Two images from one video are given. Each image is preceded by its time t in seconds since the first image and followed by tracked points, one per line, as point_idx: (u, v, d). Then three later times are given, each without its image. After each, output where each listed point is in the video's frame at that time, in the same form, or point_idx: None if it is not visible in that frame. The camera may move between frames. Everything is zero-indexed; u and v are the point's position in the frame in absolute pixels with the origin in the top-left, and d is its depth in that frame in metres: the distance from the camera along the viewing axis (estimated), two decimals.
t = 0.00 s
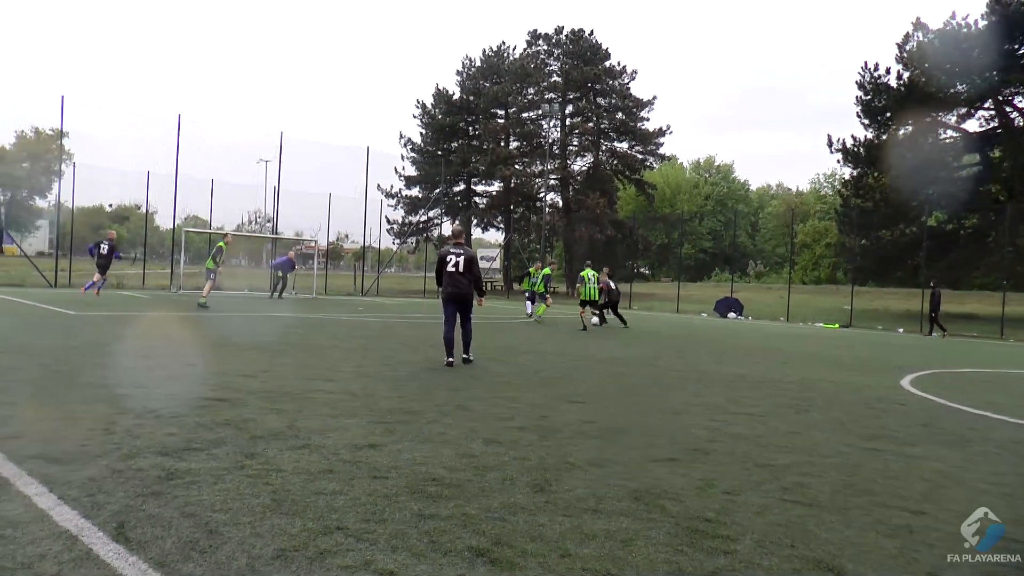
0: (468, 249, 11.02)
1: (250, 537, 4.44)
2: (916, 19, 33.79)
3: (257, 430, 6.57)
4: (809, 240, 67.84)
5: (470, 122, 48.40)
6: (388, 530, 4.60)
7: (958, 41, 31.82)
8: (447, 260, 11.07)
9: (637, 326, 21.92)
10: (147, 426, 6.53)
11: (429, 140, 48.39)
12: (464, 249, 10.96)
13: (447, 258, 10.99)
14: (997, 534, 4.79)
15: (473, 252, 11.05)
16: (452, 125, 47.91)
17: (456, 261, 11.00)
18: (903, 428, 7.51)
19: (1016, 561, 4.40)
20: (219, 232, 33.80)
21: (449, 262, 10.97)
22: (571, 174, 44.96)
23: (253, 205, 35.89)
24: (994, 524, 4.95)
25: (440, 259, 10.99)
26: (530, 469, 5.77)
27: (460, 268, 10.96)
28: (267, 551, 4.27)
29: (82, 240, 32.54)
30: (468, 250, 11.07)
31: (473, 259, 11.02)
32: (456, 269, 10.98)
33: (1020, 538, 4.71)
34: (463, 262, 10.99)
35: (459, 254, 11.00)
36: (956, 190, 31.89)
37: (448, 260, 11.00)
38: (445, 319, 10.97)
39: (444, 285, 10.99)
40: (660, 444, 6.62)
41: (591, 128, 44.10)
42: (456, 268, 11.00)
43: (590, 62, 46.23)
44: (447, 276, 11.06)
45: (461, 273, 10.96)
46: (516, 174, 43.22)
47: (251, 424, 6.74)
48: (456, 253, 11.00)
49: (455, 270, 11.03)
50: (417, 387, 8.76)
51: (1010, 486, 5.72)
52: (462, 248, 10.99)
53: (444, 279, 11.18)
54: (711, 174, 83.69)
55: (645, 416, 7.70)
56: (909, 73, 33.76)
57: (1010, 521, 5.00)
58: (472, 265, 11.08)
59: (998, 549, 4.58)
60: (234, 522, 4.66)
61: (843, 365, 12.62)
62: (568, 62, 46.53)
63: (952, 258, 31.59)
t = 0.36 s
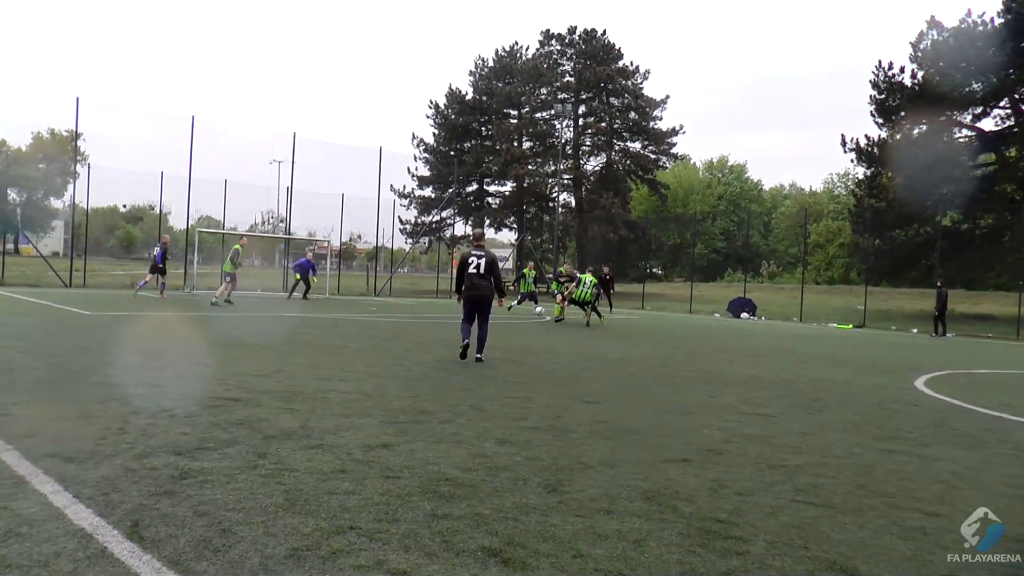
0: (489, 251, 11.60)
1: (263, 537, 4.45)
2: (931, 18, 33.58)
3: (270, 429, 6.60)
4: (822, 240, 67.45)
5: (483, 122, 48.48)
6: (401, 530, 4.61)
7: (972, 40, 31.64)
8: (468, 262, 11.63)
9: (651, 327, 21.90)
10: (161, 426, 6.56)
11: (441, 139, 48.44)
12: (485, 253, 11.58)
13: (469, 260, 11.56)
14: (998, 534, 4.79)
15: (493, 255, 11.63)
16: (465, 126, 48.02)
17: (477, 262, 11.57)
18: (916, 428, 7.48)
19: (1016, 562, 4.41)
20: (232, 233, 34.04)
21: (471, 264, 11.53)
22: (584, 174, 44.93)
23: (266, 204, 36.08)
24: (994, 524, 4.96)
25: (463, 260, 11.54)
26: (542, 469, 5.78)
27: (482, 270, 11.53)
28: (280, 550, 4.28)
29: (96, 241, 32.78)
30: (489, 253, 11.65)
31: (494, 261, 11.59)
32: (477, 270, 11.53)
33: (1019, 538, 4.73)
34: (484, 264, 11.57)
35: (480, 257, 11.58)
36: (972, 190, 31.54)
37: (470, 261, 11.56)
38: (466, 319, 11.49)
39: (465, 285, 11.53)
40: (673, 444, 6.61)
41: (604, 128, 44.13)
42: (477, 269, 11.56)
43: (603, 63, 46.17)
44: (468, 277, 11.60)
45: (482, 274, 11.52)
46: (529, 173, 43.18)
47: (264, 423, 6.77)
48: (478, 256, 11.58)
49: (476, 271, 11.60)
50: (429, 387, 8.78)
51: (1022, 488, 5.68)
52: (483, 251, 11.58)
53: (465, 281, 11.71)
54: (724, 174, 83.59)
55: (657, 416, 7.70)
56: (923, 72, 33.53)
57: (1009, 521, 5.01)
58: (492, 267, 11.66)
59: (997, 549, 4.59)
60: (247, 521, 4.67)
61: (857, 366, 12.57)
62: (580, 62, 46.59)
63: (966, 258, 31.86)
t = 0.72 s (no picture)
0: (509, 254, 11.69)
1: (281, 536, 4.47)
2: (952, 16, 33.20)
3: (288, 429, 6.63)
4: (840, 240, 66.87)
5: (500, 122, 48.49)
6: (419, 530, 4.62)
7: (994, 39, 31.32)
8: (489, 265, 11.70)
9: (669, 327, 21.86)
10: (181, 425, 6.61)
11: (459, 140, 48.56)
12: (506, 254, 11.68)
13: (490, 263, 11.62)
14: (998, 534, 4.78)
15: (514, 258, 11.74)
16: (482, 126, 48.05)
17: (498, 266, 11.65)
18: (936, 430, 7.41)
19: (1017, 562, 4.40)
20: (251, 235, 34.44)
21: (493, 266, 11.61)
22: (601, 173, 44.88)
23: (283, 205, 36.43)
24: (995, 524, 4.94)
25: (484, 262, 11.60)
26: (559, 470, 5.77)
27: (503, 273, 11.62)
28: (297, 549, 4.31)
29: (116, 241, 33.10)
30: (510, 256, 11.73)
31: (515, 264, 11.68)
32: (498, 273, 11.62)
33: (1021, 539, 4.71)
34: (506, 267, 11.66)
35: (501, 259, 11.66)
36: (993, 190, 31.19)
37: (491, 264, 11.63)
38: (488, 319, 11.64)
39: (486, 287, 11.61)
40: (690, 445, 6.58)
41: (621, 127, 44.15)
42: (498, 272, 11.65)
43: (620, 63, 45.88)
44: (488, 279, 11.67)
45: (504, 277, 11.62)
46: (546, 173, 43.16)
47: (282, 423, 6.81)
48: (499, 258, 11.66)
49: (497, 274, 11.67)
50: (447, 387, 8.80)
51: None
52: (504, 253, 11.65)
53: (485, 282, 11.79)
54: (741, 174, 83.30)
55: (675, 416, 7.68)
56: (943, 71, 33.23)
57: (1010, 521, 4.99)
58: (513, 269, 11.78)
59: (998, 549, 4.57)
60: (264, 520, 4.70)
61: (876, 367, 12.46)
62: (598, 62, 45.91)
63: (991, 258, 31.37)
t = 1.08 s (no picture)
0: (529, 253, 12.13)
1: (301, 535, 4.50)
2: (975, 13, 32.74)
3: (309, 429, 6.67)
4: (861, 240, 66.18)
5: (520, 123, 48.35)
6: (439, 531, 4.62)
7: (1018, 36, 30.83)
8: (510, 263, 12.15)
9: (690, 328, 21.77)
10: (202, 425, 6.65)
11: (478, 141, 47.99)
12: (524, 254, 12.01)
13: (511, 261, 12.07)
14: (998, 534, 4.78)
15: (534, 257, 12.19)
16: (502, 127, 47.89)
17: (518, 264, 12.09)
18: (958, 432, 7.34)
19: (1016, 562, 4.39)
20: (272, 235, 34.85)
21: (513, 265, 12.04)
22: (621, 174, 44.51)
23: (303, 207, 35.93)
24: (994, 524, 4.94)
25: (504, 261, 12.05)
26: (579, 471, 5.76)
27: (523, 271, 12.06)
28: (317, 549, 4.32)
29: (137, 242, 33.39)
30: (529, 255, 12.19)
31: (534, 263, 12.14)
32: (518, 271, 12.06)
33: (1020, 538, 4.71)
34: (525, 266, 12.10)
35: (521, 258, 12.10)
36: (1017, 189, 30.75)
37: (511, 263, 12.08)
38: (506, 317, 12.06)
39: (507, 285, 12.05)
40: (711, 446, 6.55)
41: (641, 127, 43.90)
42: (518, 270, 12.08)
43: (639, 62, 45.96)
44: (509, 277, 12.11)
45: (524, 276, 12.06)
46: (565, 174, 42.87)
47: (303, 423, 6.84)
48: (519, 257, 12.11)
49: (517, 273, 12.11)
50: (466, 387, 8.82)
51: None
52: (524, 252, 12.09)
53: (505, 281, 12.23)
54: (762, 174, 83.00)
55: (696, 418, 7.64)
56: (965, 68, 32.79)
57: (1011, 521, 4.99)
58: (532, 269, 12.21)
59: (998, 549, 4.57)
60: (284, 520, 4.72)
61: (898, 368, 12.34)
62: (617, 62, 45.99)
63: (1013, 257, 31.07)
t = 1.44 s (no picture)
0: (551, 257, 12.14)
1: (319, 534, 4.52)
2: (998, 11, 32.38)
3: (327, 429, 6.69)
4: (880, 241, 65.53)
5: (537, 124, 48.29)
6: (457, 531, 4.63)
7: None
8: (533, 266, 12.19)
9: (710, 329, 21.67)
10: (221, 425, 6.69)
11: (496, 141, 48.08)
12: (548, 257, 12.03)
13: (534, 264, 12.11)
14: (999, 534, 4.78)
15: (556, 261, 12.20)
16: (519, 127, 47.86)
17: (542, 267, 12.12)
18: (980, 434, 7.25)
19: (1017, 562, 4.40)
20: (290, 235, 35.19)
21: (536, 269, 12.09)
22: (639, 174, 44.47)
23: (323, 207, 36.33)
24: (994, 525, 4.94)
25: (527, 264, 12.10)
26: (596, 471, 5.76)
27: (544, 275, 12.11)
28: (335, 548, 4.34)
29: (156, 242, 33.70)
30: (552, 258, 12.19)
31: (556, 267, 12.15)
32: (540, 274, 12.11)
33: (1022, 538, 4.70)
34: (548, 270, 12.14)
35: (544, 262, 12.13)
36: None
37: (534, 266, 12.12)
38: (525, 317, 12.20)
39: (527, 288, 12.13)
40: (730, 447, 6.52)
41: (659, 127, 43.87)
42: (540, 274, 12.13)
43: (657, 62, 45.90)
44: (530, 280, 12.16)
45: (545, 280, 12.12)
46: (583, 174, 42.82)
47: (321, 423, 6.86)
48: (543, 260, 12.13)
49: (539, 275, 12.15)
50: (484, 388, 8.80)
51: None
52: (547, 255, 12.10)
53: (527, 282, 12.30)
54: (779, 174, 82.68)
55: (713, 419, 7.60)
56: (987, 67, 32.45)
57: (1011, 521, 4.98)
58: (554, 273, 12.24)
59: (999, 549, 4.57)
60: (303, 519, 4.75)
61: (919, 369, 12.22)
62: (634, 62, 46.01)
63: None
